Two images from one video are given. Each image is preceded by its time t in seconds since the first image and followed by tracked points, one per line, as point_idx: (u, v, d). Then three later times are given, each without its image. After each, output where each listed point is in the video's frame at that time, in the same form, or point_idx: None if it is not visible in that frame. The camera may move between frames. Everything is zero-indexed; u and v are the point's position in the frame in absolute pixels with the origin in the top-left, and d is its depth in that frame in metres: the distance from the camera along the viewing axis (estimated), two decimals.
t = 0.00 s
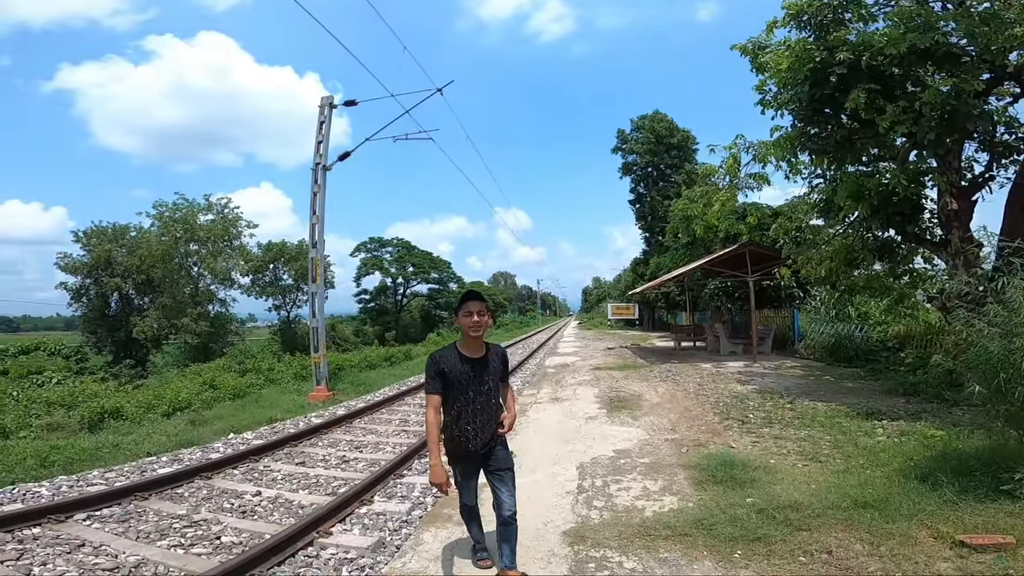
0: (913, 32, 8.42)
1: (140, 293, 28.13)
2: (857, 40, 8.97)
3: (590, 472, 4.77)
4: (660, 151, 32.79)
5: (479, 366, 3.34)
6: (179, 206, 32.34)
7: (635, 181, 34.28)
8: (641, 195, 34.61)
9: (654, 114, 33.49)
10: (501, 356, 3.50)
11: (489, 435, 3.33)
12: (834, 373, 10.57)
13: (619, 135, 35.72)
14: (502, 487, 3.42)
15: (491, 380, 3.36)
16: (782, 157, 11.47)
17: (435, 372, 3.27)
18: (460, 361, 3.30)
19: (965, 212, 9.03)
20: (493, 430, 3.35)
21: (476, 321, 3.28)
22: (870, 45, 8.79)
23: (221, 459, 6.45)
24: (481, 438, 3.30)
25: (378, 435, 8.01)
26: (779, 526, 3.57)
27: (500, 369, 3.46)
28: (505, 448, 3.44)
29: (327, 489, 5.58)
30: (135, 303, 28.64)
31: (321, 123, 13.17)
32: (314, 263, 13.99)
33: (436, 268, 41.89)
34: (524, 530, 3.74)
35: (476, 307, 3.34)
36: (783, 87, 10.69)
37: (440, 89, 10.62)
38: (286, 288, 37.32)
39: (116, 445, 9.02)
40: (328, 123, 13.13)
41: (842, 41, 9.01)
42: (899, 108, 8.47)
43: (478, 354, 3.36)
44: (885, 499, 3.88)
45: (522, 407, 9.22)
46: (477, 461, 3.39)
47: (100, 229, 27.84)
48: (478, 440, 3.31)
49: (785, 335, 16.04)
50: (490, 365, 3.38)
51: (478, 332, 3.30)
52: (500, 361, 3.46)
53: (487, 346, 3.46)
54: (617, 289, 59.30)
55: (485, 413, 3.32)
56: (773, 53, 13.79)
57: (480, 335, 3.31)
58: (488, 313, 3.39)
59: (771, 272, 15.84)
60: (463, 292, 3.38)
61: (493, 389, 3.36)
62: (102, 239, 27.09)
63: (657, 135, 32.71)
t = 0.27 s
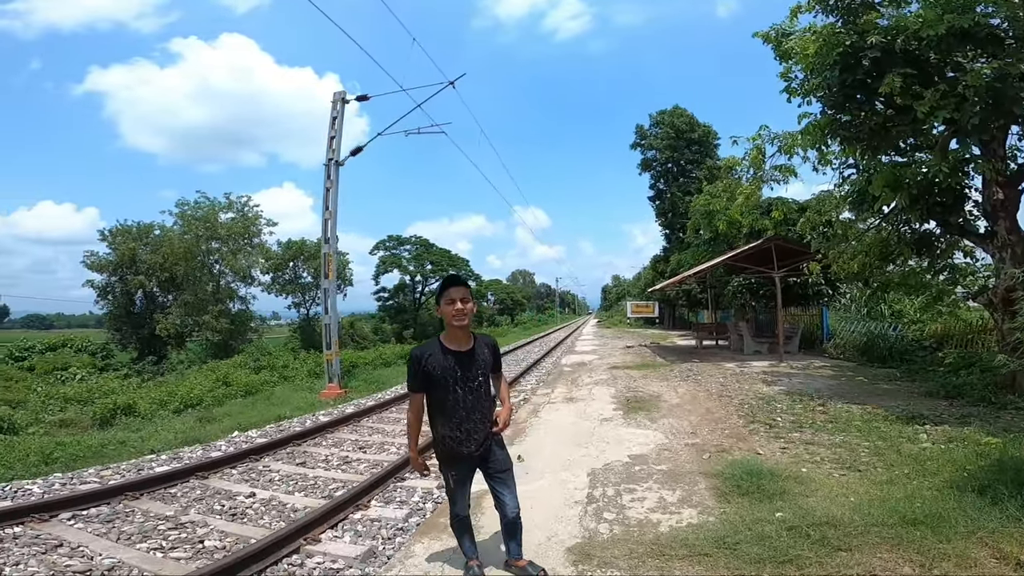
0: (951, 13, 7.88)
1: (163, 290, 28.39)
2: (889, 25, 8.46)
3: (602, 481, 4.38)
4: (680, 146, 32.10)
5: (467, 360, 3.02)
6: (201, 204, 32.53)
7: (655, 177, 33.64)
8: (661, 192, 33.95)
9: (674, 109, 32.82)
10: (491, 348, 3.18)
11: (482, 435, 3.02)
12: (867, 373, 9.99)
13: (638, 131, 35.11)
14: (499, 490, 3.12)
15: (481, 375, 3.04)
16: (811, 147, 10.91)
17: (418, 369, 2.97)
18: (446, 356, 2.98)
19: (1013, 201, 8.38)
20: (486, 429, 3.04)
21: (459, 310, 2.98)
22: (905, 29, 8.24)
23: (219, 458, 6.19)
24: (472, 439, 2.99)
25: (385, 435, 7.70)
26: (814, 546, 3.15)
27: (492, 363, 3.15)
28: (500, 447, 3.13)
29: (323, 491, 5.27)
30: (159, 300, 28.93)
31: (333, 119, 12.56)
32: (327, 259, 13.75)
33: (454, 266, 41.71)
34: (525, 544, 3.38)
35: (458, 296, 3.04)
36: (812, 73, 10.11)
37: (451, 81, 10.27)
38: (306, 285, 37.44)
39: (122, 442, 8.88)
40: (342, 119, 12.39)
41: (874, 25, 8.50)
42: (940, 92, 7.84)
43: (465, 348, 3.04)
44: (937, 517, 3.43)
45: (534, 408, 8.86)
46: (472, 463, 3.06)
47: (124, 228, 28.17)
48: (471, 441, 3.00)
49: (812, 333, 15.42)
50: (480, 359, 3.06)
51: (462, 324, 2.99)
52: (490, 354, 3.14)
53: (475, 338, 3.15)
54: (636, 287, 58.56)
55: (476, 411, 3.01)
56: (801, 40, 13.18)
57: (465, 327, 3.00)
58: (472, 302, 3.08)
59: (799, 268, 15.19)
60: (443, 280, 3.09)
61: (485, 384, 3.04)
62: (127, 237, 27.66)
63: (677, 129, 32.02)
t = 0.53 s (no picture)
0: None
1: (189, 288, 28.64)
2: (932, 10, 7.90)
3: (616, 497, 4.03)
4: (703, 142, 31.38)
5: (457, 374, 2.72)
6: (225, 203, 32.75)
7: (677, 173, 32.94)
8: (683, 188, 33.24)
9: (696, 103, 32.13)
10: (491, 361, 2.85)
11: (474, 457, 2.70)
12: (904, 377, 9.43)
13: (659, 127, 34.49)
14: (499, 514, 2.81)
15: (474, 391, 2.72)
16: (845, 139, 10.33)
17: (403, 382, 2.75)
18: (434, 370, 2.72)
19: None
20: (478, 451, 2.72)
21: (447, 320, 2.69)
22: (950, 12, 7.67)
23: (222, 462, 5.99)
24: (462, 460, 2.69)
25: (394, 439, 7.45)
26: None
27: (490, 377, 2.82)
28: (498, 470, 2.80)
29: (323, 499, 5.01)
30: (185, 298, 29.24)
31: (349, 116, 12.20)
32: (342, 257, 13.58)
33: (473, 264, 41.50)
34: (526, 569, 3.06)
35: (448, 303, 2.75)
36: (847, 60, 9.54)
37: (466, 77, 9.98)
38: (327, 284, 37.57)
39: (133, 442, 8.78)
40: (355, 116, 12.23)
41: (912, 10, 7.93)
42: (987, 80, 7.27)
43: (456, 361, 2.74)
44: (996, 544, 3.04)
45: (548, 413, 8.52)
46: (466, 486, 2.75)
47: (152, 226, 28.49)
48: (460, 463, 2.70)
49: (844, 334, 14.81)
50: (473, 374, 2.74)
51: (450, 334, 2.69)
52: (488, 367, 2.82)
53: (473, 349, 2.84)
54: (658, 285, 57.75)
55: (468, 431, 2.70)
56: (833, 26, 12.55)
57: (454, 338, 2.70)
58: (465, 310, 2.77)
59: (831, 266, 14.57)
60: (434, 286, 2.80)
61: (478, 401, 2.73)
62: (154, 236, 27.94)
63: (700, 124, 31.28)
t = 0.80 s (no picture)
0: None
1: (221, 284, 29.06)
2: None
3: (639, 509, 3.75)
4: (732, 135, 30.57)
5: (475, 375, 2.49)
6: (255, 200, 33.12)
7: (706, 168, 32.18)
8: (712, 183, 32.48)
9: (725, 97, 31.38)
10: (511, 361, 2.63)
11: (490, 465, 2.46)
12: (952, 380, 8.89)
13: (686, 121, 33.78)
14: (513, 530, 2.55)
15: (493, 393, 2.49)
16: (890, 127, 9.76)
17: (415, 382, 2.51)
18: (449, 369, 2.48)
19: None
20: (495, 459, 2.47)
21: (463, 313, 2.46)
22: None
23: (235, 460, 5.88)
24: (477, 469, 2.45)
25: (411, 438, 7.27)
26: None
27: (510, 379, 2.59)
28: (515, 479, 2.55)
29: (333, 501, 4.84)
30: (217, 294, 29.65)
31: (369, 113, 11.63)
32: (364, 253, 13.47)
33: (498, 260, 41.33)
34: None
35: (465, 294, 2.51)
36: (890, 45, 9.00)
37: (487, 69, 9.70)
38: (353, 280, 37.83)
39: (155, 437, 8.80)
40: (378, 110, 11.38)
41: None
42: None
43: (474, 360, 2.51)
44: None
45: (570, 413, 8.25)
46: (479, 498, 2.50)
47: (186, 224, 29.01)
48: (474, 472, 2.45)
49: (885, 333, 14.22)
50: (493, 374, 2.51)
51: (468, 328, 2.46)
52: (508, 368, 2.59)
53: (492, 348, 2.61)
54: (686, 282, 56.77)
55: (485, 437, 2.46)
56: (875, 10, 11.92)
57: (472, 333, 2.47)
58: (485, 302, 2.53)
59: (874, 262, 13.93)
60: (448, 275, 2.56)
61: (497, 404, 2.49)
62: (188, 233, 28.45)
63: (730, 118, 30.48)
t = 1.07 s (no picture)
0: None
1: (250, 274, 29.37)
2: None
3: (660, 520, 3.51)
4: (762, 124, 29.68)
5: (496, 379, 2.18)
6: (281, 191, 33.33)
7: (736, 158, 31.34)
8: (742, 173, 31.63)
9: (755, 85, 30.53)
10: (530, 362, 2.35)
11: (508, 480, 2.17)
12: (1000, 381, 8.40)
13: (715, 110, 32.95)
14: (522, 546, 2.28)
15: (514, 399, 2.19)
16: (939, 114, 9.19)
17: (427, 387, 2.15)
18: (467, 372, 2.15)
19: None
20: (514, 473, 2.18)
21: (485, 312, 2.15)
22: None
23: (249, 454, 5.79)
24: (494, 484, 2.15)
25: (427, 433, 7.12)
26: None
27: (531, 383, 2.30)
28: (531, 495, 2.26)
29: (343, 498, 4.69)
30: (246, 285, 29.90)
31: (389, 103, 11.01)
32: (385, 243, 13.35)
33: (522, 251, 41.07)
34: None
35: (487, 291, 2.19)
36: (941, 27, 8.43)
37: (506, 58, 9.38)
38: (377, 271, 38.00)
39: (177, 427, 8.84)
40: (398, 100, 10.98)
41: None
42: None
43: (495, 363, 2.19)
44: None
45: (591, 409, 7.99)
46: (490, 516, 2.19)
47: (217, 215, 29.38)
48: (490, 488, 2.15)
49: (927, 329, 13.66)
50: (514, 378, 2.21)
51: (489, 330, 2.15)
52: (529, 371, 2.30)
53: (510, 348, 2.31)
54: (714, 274, 55.77)
55: (504, 450, 2.16)
56: None
57: (494, 336, 2.16)
58: (508, 301, 2.23)
59: (919, 254, 13.32)
60: (468, 268, 2.24)
61: (518, 412, 2.20)
62: (217, 224, 28.84)
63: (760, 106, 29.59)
